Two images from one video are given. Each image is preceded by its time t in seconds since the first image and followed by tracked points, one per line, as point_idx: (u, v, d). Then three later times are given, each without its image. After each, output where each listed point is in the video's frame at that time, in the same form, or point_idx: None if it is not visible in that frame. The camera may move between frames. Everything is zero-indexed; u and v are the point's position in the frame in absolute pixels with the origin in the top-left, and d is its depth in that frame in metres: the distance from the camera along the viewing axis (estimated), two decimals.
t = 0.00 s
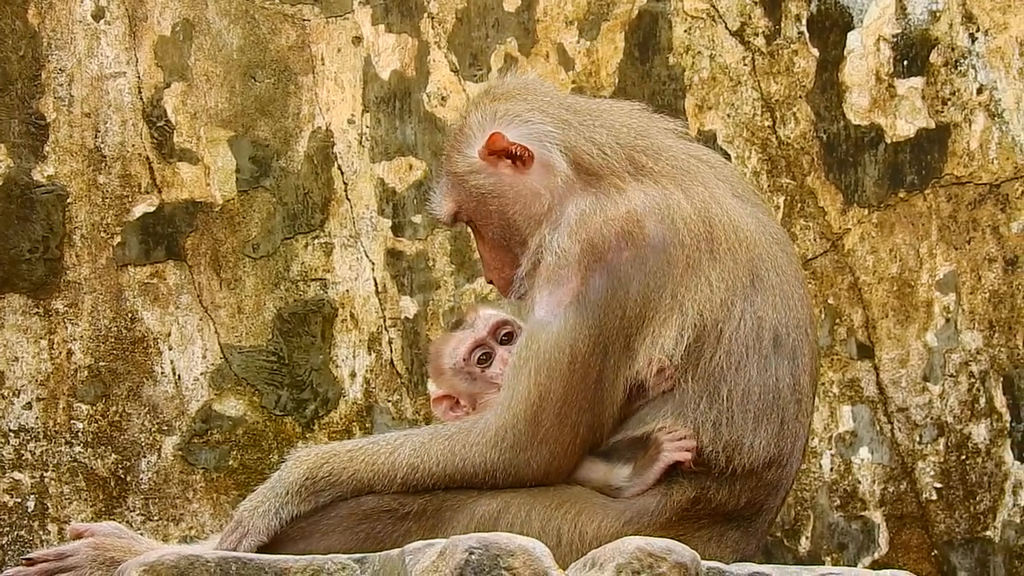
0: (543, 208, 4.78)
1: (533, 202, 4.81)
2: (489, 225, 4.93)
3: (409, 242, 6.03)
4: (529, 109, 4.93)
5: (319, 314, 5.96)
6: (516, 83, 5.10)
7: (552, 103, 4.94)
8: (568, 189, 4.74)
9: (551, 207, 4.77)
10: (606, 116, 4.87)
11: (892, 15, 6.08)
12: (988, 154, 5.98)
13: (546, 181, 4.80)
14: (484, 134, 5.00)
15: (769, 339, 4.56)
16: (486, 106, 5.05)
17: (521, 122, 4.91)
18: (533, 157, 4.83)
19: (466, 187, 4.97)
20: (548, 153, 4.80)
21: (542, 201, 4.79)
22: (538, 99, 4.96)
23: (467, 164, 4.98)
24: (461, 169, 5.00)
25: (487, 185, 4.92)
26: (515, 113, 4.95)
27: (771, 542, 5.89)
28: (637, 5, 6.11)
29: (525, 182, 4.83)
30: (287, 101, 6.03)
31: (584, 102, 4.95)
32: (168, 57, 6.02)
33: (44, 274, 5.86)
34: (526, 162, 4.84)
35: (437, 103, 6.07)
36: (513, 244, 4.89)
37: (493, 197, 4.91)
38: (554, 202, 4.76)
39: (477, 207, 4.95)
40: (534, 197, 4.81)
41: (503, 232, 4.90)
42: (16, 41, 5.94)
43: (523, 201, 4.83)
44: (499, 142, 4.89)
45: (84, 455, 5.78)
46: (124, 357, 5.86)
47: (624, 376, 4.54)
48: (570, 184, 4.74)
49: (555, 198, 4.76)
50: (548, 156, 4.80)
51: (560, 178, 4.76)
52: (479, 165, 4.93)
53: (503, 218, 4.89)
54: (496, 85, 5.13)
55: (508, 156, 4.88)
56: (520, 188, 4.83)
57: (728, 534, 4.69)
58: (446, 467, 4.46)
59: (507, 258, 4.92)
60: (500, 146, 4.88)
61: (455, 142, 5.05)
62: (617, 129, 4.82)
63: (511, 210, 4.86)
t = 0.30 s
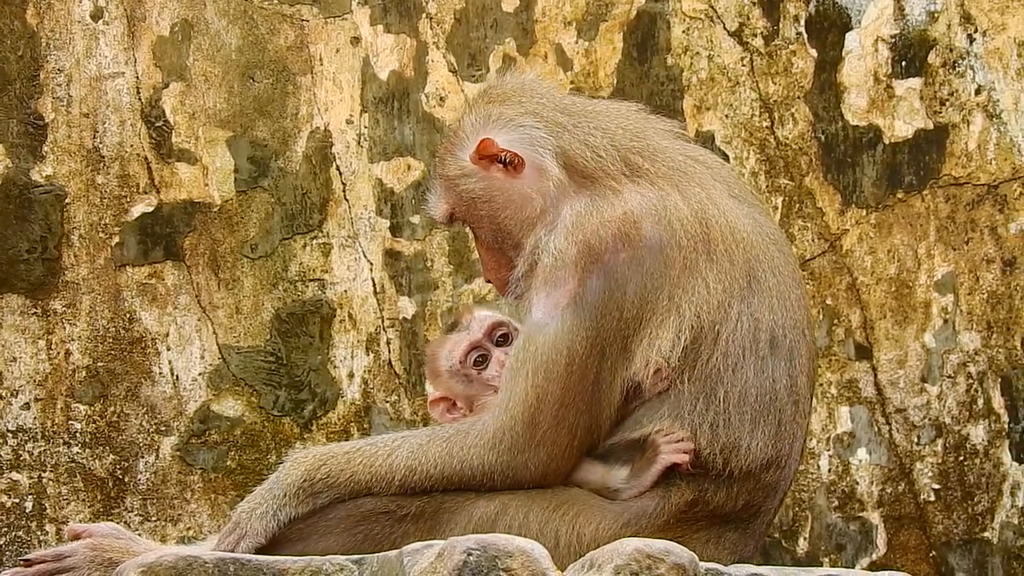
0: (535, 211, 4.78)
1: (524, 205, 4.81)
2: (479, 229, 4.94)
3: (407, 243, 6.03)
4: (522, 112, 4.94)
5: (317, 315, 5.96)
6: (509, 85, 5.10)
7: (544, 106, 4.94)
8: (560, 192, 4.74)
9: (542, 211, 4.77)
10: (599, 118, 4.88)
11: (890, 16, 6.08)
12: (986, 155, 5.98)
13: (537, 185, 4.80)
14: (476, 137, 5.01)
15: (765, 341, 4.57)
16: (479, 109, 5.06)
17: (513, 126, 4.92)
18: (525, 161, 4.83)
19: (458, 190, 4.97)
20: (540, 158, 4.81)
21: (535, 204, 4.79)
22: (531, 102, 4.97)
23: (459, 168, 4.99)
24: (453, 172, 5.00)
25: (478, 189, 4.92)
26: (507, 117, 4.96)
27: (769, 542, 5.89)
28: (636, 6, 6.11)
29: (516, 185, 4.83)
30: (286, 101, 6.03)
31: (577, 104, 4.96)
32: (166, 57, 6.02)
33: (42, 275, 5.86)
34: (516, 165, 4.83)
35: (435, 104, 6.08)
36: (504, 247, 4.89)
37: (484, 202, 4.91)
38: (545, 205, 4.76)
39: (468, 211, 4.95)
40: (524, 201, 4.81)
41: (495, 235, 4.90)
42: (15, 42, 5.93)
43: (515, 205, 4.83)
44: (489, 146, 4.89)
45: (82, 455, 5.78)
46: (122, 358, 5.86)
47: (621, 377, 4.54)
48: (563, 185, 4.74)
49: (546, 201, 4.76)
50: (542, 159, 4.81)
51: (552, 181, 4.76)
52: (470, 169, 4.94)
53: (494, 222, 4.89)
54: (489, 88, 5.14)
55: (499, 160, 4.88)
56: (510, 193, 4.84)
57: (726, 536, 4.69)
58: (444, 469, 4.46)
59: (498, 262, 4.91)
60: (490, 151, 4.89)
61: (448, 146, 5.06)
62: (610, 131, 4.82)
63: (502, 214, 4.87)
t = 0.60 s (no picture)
0: (532, 214, 4.79)
1: (521, 208, 4.82)
2: (477, 231, 4.94)
3: (405, 245, 6.02)
4: (520, 114, 4.94)
5: (315, 317, 5.96)
6: (507, 88, 5.10)
7: (543, 108, 4.94)
8: (557, 194, 4.75)
9: (540, 214, 4.78)
10: (597, 120, 4.88)
11: (888, 18, 6.09)
12: (984, 157, 5.99)
13: (534, 187, 4.80)
14: (475, 139, 5.01)
15: (763, 342, 4.57)
16: (477, 111, 5.06)
17: (511, 128, 4.92)
18: (522, 163, 4.84)
19: (455, 192, 4.97)
20: (537, 160, 4.81)
21: (532, 206, 4.79)
22: (529, 104, 4.97)
23: (455, 170, 4.99)
24: (450, 174, 5.00)
25: (475, 191, 4.92)
26: (505, 119, 4.96)
27: (766, 544, 5.88)
28: (634, 7, 6.11)
29: (513, 188, 4.84)
30: (283, 103, 6.03)
31: (575, 106, 4.96)
32: (164, 59, 6.02)
33: (39, 276, 5.85)
34: (513, 168, 4.84)
35: (433, 106, 6.08)
36: (501, 249, 4.90)
37: (480, 203, 4.91)
38: (543, 207, 4.77)
39: (465, 213, 4.96)
40: (521, 203, 4.81)
41: (492, 238, 4.90)
42: (12, 43, 5.94)
43: (512, 207, 4.83)
44: (487, 149, 4.89)
45: (80, 457, 5.78)
46: (120, 360, 5.85)
47: (618, 379, 4.54)
48: (560, 187, 4.75)
49: (544, 204, 4.77)
50: (539, 161, 4.81)
51: (548, 183, 4.76)
52: (467, 171, 4.94)
53: (491, 224, 4.90)
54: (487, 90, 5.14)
55: (497, 162, 4.88)
56: (508, 196, 4.84)
57: (723, 538, 4.70)
58: (442, 470, 4.46)
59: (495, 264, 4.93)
60: (488, 153, 4.89)
61: (446, 147, 5.05)
62: (608, 133, 4.82)
63: (498, 216, 4.87)
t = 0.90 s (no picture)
0: (526, 215, 4.79)
1: (515, 208, 4.81)
2: (470, 232, 4.93)
3: (399, 246, 6.02)
4: (514, 115, 4.94)
5: (308, 318, 5.96)
6: (502, 90, 5.10)
7: (538, 110, 4.94)
8: (552, 196, 4.75)
9: (534, 215, 4.77)
10: (591, 122, 4.89)
11: (882, 20, 6.09)
12: (978, 159, 5.99)
13: (529, 188, 4.80)
14: (469, 140, 5.01)
15: (757, 343, 4.57)
16: (472, 112, 5.05)
17: (505, 129, 4.91)
18: (516, 164, 4.84)
19: (449, 193, 4.96)
20: (532, 161, 4.81)
21: (526, 207, 4.79)
22: (524, 106, 4.97)
23: (450, 170, 4.98)
24: (444, 175, 4.99)
25: (469, 192, 4.91)
26: (499, 121, 4.96)
27: (760, 546, 5.88)
28: (628, 9, 6.11)
29: (508, 189, 4.83)
30: (277, 104, 6.03)
31: (569, 108, 4.97)
32: (158, 60, 6.01)
33: (34, 277, 5.85)
34: (508, 168, 4.84)
35: (427, 107, 6.08)
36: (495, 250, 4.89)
37: (475, 203, 4.90)
38: (537, 208, 4.77)
39: (459, 214, 4.94)
40: (516, 203, 4.81)
41: (485, 239, 4.90)
42: (7, 44, 5.94)
43: (505, 208, 4.83)
44: (481, 150, 4.88)
45: (74, 458, 5.78)
46: (113, 361, 5.85)
47: (612, 380, 4.54)
48: (554, 188, 4.75)
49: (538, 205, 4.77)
50: (533, 162, 4.81)
51: (543, 184, 4.76)
52: (462, 172, 4.93)
53: (484, 225, 4.89)
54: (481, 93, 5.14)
55: (491, 163, 4.87)
56: (502, 196, 4.84)
57: (718, 539, 4.70)
58: (436, 472, 4.46)
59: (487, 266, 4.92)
60: (482, 154, 4.88)
61: (440, 148, 5.05)
62: (603, 134, 4.83)
63: (492, 217, 4.86)
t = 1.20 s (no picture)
0: (527, 211, 4.76)
1: (517, 204, 4.78)
2: (472, 227, 4.90)
3: (392, 247, 6.03)
4: (514, 113, 4.94)
5: (303, 319, 5.96)
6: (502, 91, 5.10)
7: (538, 109, 4.95)
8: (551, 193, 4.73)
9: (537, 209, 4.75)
10: (588, 122, 4.89)
11: (876, 21, 6.09)
12: (972, 160, 5.99)
13: (531, 183, 4.78)
14: (469, 137, 4.99)
15: (751, 345, 4.57)
16: (471, 110, 5.05)
17: (506, 126, 4.91)
18: (518, 159, 4.82)
19: (451, 188, 4.93)
20: (534, 157, 4.79)
21: (524, 205, 4.78)
22: (523, 106, 4.97)
23: (452, 167, 4.95)
24: (446, 170, 4.96)
25: (472, 186, 4.88)
26: (499, 117, 4.95)
27: (754, 547, 5.87)
28: (622, 10, 6.11)
29: (510, 184, 4.81)
30: (272, 104, 6.03)
31: (568, 108, 4.97)
32: (152, 61, 6.01)
33: (28, 278, 5.84)
34: (510, 162, 4.81)
35: (421, 108, 6.08)
36: (497, 246, 4.86)
37: (479, 198, 4.87)
38: (537, 205, 4.75)
39: (461, 209, 4.91)
40: (518, 199, 4.78)
41: (487, 235, 4.87)
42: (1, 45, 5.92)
43: (507, 204, 4.80)
44: (484, 143, 4.86)
45: (68, 458, 5.78)
46: (107, 361, 5.85)
47: (606, 382, 4.54)
48: (552, 185, 4.73)
49: (540, 201, 4.74)
50: (533, 160, 4.80)
51: (542, 182, 4.75)
52: (465, 168, 4.90)
53: (486, 220, 4.86)
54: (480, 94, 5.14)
55: (493, 158, 4.85)
56: (505, 191, 4.81)
57: (711, 540, 4.70)
58: (429, 473, 4.47)
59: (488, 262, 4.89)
60: (485, 147, 4.85)
61: (440, 145, 5.02)
62: (600, 134, 4.83)
63: (495, 212, 4.83)
